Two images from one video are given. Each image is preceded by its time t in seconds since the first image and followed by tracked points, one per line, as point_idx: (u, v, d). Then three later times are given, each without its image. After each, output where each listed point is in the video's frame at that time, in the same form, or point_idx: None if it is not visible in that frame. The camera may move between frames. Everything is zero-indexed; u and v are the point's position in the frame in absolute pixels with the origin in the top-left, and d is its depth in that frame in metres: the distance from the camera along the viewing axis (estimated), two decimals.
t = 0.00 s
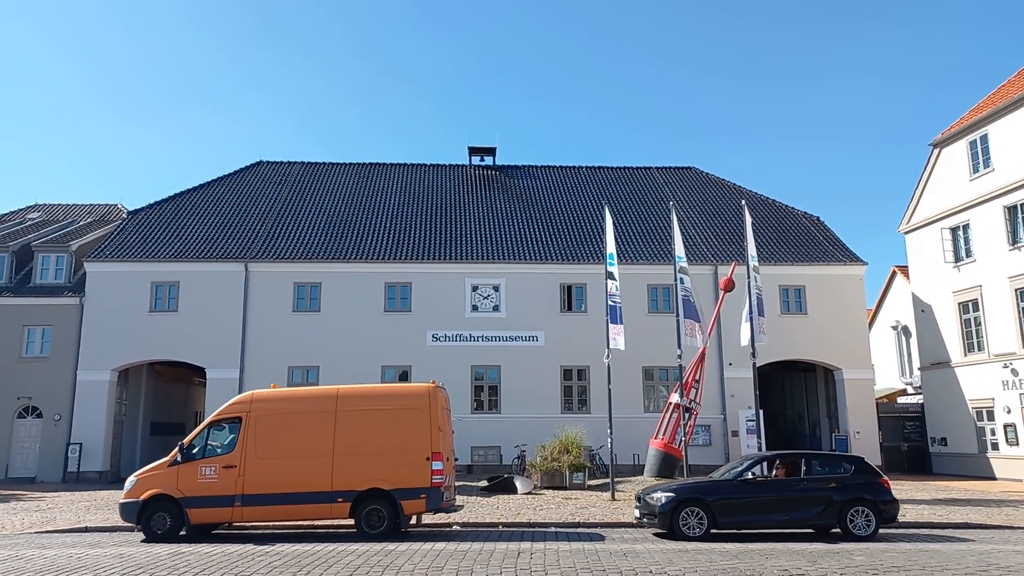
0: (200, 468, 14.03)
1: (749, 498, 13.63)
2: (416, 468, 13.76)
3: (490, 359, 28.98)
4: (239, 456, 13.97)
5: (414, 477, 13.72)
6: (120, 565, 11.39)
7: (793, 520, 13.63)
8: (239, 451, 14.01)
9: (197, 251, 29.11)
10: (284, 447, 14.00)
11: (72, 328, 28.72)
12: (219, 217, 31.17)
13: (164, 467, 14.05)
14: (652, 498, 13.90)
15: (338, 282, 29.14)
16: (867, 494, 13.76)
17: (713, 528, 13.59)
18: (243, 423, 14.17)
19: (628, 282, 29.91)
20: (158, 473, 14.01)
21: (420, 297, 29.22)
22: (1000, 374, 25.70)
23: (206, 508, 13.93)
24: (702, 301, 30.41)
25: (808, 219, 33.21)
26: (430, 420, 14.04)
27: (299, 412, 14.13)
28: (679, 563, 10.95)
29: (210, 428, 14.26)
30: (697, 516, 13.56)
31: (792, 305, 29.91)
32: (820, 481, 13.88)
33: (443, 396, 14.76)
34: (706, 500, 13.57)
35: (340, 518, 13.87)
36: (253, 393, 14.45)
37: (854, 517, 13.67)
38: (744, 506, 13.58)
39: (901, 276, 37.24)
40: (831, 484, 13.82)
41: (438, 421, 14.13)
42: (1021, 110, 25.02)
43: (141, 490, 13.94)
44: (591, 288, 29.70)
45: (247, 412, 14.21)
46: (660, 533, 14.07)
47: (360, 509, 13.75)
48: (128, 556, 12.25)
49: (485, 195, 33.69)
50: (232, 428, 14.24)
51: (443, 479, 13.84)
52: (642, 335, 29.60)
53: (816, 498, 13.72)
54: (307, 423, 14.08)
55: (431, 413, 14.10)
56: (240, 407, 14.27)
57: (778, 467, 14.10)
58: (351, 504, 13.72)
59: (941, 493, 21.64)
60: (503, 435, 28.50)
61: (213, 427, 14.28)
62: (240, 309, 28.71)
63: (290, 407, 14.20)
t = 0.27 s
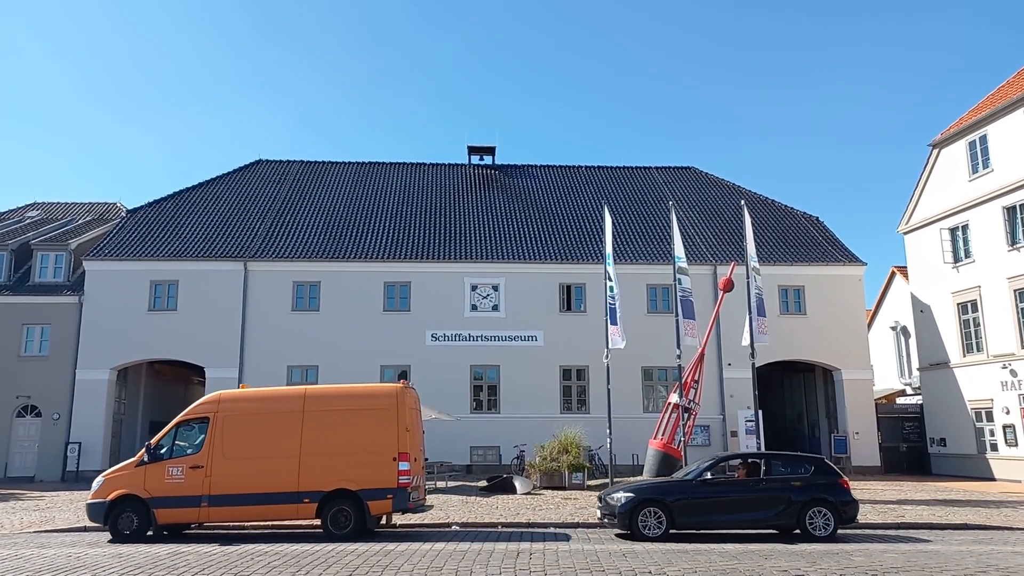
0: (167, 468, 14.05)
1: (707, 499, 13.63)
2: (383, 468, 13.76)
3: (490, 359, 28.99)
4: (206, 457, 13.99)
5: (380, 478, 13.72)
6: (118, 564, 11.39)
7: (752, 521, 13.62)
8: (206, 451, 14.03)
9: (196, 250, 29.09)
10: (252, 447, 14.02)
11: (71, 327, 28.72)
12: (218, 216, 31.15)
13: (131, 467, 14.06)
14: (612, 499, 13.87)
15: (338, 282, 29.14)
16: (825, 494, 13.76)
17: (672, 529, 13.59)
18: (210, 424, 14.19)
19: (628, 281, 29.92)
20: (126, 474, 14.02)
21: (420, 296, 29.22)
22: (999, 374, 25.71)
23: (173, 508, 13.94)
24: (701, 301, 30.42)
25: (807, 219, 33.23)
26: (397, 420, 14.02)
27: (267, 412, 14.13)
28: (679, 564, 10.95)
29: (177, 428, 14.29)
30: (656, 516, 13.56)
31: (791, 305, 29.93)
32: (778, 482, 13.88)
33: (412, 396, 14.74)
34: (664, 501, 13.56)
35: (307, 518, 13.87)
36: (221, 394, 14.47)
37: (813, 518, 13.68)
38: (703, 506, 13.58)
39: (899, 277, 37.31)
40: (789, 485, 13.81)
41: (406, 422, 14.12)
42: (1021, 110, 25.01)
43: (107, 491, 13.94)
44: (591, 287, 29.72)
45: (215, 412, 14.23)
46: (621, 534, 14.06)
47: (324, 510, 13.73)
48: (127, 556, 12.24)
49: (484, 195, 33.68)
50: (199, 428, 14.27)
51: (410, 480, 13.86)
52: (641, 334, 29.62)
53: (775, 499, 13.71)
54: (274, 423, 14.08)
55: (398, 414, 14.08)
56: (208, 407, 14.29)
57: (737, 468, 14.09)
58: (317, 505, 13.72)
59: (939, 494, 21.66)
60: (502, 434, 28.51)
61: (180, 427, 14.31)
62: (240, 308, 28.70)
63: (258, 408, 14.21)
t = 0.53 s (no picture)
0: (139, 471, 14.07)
1: (668, 500, 13.64)
2: (353, 469, 13.78)
3: (492, 359, 28.99)
4: (177, 458, 14.00)
5: (351, 479, 13.75)
6: (121, 565, 11.42)
7: (713, 521, 13.61)
8: (177, 453, 14.05)
9: (198, 251, 29.12)
10: (223, 449, 14.02)
11: (73, 329, 28.76)
12: (219, 218, 31.19)
13: (103, 469, 14.08)
14: (575, 500, 13.92)
15: (339, 283, 29.15)
16: (787, 494, 13.70)
17: (634, 530, 13.63)
18: (181, 426, 14.21)
19: (630, 281, 29.89)
20: (97, 476, 14.03)
21: (422, 297, 29.23)
22: (1002, 374, 25.67)
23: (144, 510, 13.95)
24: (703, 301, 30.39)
25: (808, 219, 33.20)
26: (368, 422, 14.04)
27: (238, 414, 14.14)
28: (681, 565, 10.96)
29: (149, 430, 14.31)
30: (618, 518, 13.57)
31: (794, 305, 29.90)
32: (739, 483, 13.86)
33: (385, 397, 14.76)
34: (626, 502, 13.60)
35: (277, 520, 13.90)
36: (193, 396, 14.47)
37: (775, 518, 13.63)
38: (665, 507, 13.59)
39: (901, 277, 37.32)
40: (751, 485, 13.78)
41: (377, 423, 14.13)
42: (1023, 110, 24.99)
43: (78, 493, 13.95)
44: (593, 288, 29.69)
45: (186, 414, 14.25)
46: (585, 535, 14.10)
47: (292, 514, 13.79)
48: (129, 557, 12.26)
49: (486, 195, 33.70)
50: (172, 431, 14.29)
51: (380, 481, 13.89)
52: (644, 334, 29.60)
53: (736, 499, 13.69)
54: (245, 425, 14.09)
55: (369, 415, 14.10)
56: (179, 409, 14.31)
57: (700, 469, 14.08)
58: (287, 506, 13.75)
59: (941, 494, 21.62)
60: (504, 435, 28.50)
61: (152, 429, 14.33)
62: (241, 310, 28.71)
63: (229, 410, 14.20)
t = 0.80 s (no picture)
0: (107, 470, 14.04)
1: (629, 499, 13.64)
2: (320, 470, 13.84)
3: (492, 359, 28.98)
4: (145, 458, 14.00)
5: (317, 480, 13.80)
6: (119, 565, 11.41)
7: (674, 521, 13.60)
8: (145, 452, 14.04)
9: (197, 251, 29.11)
10: (191, 449, 14.02)
11: (72, 328, 28.77)
12: (218, 217, 31.19)
13: (70, 469, 14.04)
14: (537, 499, 13.97)
15: (339, 282, 29.14)
16: (747, 495, 13.69)
17: (594, 530, 13.63)
18: (149, 426, 14.20)
19: (629, 281, 29.89)
20: (64, 475, 13.99)
21: (421, 297, 29.21)
22: (1001, 374, 25.68)
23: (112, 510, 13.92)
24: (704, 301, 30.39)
25: (807, 219, 33.20)
26: (335, 422, 14.10)
27: (206, 414, 14.16)
28: (680, 564, 10.96)
29: (117, 429, 14.29)
30: (579, 517, 13.60)
31: (793, 305, 29.91)
32: (701, 482, 13.86)
33: (353, 397, 14.82)
34: (587, 502, 13.61)
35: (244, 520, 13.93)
36: (161, 396, 14.48)
37: (734, 518, 13.62)
38: (625, 507, 13.60)
39: (901, 277, 37.34)
40: (712, 485, 13.78)
41: (344, 423, 14.21)
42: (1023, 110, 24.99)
43: (45, 493, 13.91)
44: (592, 288, 29.70)
45: (155, 414, 14.25)
46: (547, 534, 14.15)
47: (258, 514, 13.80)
48: (128, 557, 12.26)
49: (485, 195, 33.69)
50: (140, 430, 14.28)
51: (347, 481, 13.95)
52: (644, 334, 29.61)
53: (697, 499, 13.69)
54: (213, 425, 14.10)
55: (336, 415, 14.16)
56: (148, 409, 14.31)
57: (662, 469, 14.10)
58: (254, 506, 13.77)
59: (939, 494, 21.64)
60: (504, 435, 28.51)
61: (120, 429, 14.32)
62: (240, 309, 28.71)
63: (197, 410, 14.23)
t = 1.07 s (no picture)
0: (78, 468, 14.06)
1: (593, 497, 13.66)
2: (289, 469, 13.85)
3: (494, 357, 28.99)
4: (115, 456, 14.02)
5: (286, 478, 13.81)
6: (120, 562, 11.41)
7: (638, 519, 13.60)
8: (116, 451, 14.06)
9: (198, 249, 29.12)
10: (161, 448, 14.05)
11: (74, 326, 28.80)
12: (219, 215, 31.21)
13: (41, 467, 14.06)
14: (503, 497, 13.98)
15: (341, 281, 29.15)
16: (711, 493, 13.69)
17: (558, 527, 13.67)
18: (120, 424, 14.22)
19: (630, 280, 29.88)
20: (35, 474, 14.02)
21: (422, 294, 29.22)
22: (1003, 373, 25.65)
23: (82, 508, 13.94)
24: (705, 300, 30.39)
25: (810, 217, 33.16)
26: (306, 421, 14.12)
27: (177, 413, 14.19)
28: (682, 562, 10.94)
29: (88, 428, 14.31)
30: (543, 516, 13.64)
31: (795, 303, 29.89)
32: (667, 481, 13.87)
33: (325, 396, 14.85)
34: (551, 500, 13.65)
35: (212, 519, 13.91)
36: (132, 395, 14.52)
37: (699, 516, 13.62)
38: (589, 505, 13.62)
39: (902, 275, 37.30)
40: (676, 483, 13.78)
41: (315, 422, 14.22)
42: None
43: (15, 491, 13.93)
44: (594, 286, 29.70)
45: (126, 412, 14.27)
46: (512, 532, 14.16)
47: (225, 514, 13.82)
48: (130, 554, 12.26)
49: (486, 193, 33.66)
50: (111, 429, 14.30)
51: (316, 480, 13.95)
52: (646, 332, 29.61)
53: (661, 497, 13.69)
54: (183, 424, 14.13)
55: (307, 415, 14.17)
56: (119, 407, 14.33)
57: (628, 467, 14.11)
58: (223, 504, 13.78)
59: (940, 492, 21.60)
60: (505, 433, 28.52)
61: (91, 427, 14.33)
62: (241, 307, 28.73)
63: (167, 409, 14.27)
